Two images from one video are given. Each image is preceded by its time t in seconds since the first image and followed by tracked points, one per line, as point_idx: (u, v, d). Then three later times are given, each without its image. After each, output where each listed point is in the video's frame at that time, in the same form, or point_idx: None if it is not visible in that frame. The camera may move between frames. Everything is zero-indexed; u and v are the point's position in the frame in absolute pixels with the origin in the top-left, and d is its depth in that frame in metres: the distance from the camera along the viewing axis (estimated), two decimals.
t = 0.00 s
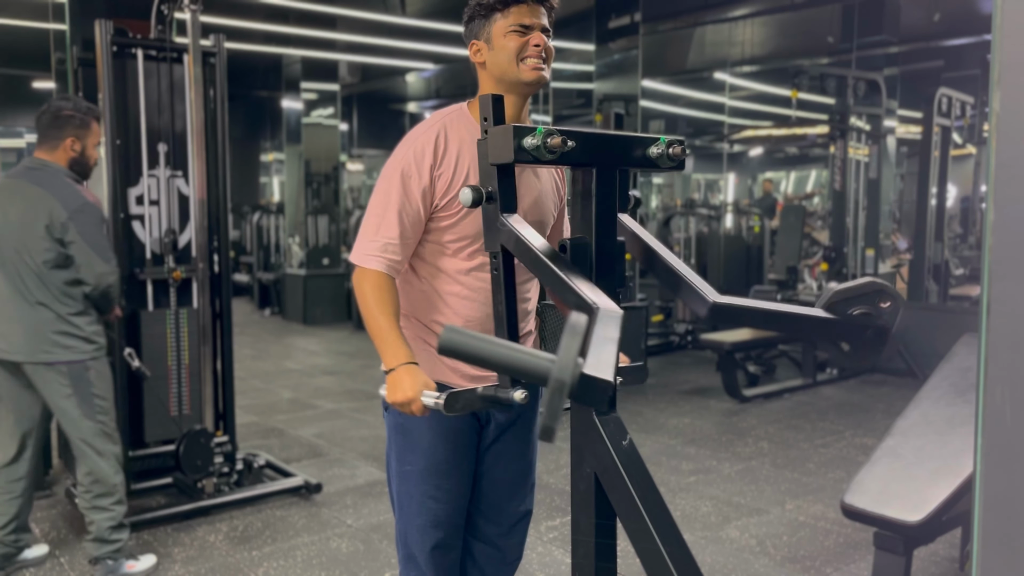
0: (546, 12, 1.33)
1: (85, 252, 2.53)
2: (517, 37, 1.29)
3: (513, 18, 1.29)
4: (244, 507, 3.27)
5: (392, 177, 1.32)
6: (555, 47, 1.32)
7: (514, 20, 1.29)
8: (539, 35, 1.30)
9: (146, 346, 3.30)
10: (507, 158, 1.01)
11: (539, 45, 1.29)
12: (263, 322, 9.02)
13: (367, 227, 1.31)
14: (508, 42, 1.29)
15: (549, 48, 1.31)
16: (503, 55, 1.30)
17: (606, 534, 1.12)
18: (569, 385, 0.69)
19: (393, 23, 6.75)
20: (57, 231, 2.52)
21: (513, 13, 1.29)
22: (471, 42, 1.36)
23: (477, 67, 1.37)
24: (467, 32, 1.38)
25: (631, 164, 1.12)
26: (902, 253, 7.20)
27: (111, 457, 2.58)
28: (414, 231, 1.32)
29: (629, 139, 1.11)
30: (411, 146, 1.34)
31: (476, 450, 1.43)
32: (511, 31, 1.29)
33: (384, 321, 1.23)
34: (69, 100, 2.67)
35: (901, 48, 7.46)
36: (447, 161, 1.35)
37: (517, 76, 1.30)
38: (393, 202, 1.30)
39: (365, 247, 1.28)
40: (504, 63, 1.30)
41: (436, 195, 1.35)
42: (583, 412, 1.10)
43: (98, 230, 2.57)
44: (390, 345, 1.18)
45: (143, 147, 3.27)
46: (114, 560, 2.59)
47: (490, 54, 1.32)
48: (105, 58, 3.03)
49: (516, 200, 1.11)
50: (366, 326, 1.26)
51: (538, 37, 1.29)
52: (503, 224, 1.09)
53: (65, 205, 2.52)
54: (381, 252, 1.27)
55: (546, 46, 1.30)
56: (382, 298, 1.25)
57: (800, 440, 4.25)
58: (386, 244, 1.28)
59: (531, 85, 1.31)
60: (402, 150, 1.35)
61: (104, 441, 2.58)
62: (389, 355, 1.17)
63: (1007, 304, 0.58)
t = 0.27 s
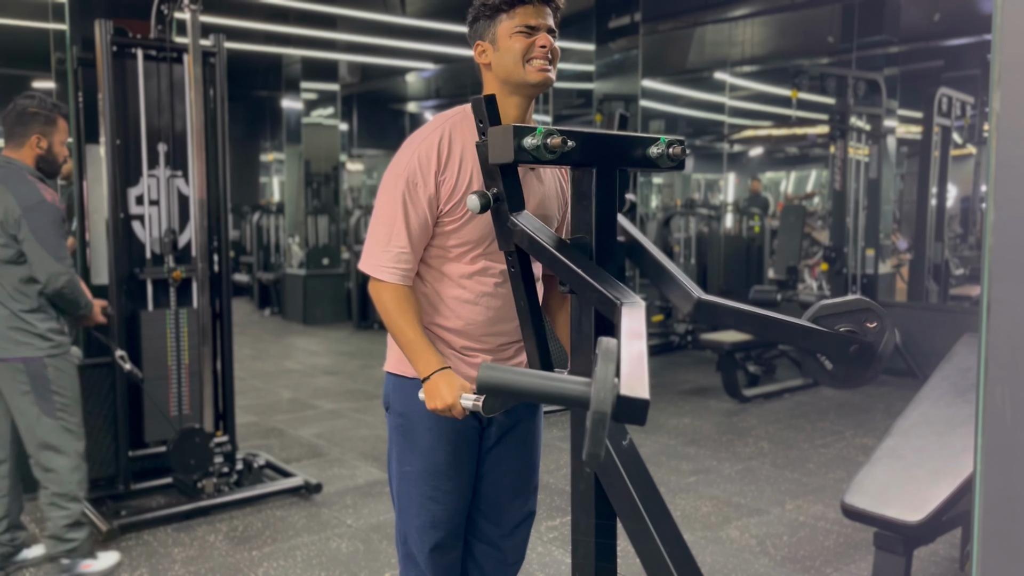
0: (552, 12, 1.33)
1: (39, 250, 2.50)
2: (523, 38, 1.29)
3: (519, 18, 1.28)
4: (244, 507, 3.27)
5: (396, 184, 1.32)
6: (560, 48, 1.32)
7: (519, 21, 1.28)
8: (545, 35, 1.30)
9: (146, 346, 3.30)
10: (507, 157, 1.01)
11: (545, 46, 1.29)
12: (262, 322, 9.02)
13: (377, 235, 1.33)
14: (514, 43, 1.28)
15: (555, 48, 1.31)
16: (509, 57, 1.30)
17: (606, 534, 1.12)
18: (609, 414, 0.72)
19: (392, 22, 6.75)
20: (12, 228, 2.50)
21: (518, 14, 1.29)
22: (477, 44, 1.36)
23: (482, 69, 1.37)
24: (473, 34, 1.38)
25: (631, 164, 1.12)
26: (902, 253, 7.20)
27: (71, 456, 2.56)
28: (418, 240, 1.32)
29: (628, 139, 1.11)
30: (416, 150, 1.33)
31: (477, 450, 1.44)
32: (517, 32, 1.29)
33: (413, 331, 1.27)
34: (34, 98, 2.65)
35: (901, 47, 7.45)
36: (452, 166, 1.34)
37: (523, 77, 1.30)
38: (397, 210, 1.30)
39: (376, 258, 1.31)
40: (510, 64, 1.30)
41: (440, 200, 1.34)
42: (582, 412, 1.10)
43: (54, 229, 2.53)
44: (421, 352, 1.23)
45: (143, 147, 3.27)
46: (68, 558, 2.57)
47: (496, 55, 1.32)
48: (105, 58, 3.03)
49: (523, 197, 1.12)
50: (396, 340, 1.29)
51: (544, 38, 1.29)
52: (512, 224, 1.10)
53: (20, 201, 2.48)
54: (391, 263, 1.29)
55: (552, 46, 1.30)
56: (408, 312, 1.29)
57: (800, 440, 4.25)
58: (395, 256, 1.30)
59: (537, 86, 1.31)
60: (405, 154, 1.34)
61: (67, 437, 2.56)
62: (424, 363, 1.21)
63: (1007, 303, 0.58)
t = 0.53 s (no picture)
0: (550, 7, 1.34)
1: (28, 254, 2.52)
2: (524, 30, 1.29)
3: (517, 13, 1.29)
4: (243, 507, 3.27)
5: (400, 182, 1.31)
6: (562, 40, 1.32)
7: (519, 15, 1.29)
8: (546, 27, 1.30)
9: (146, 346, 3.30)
10: (507, 157, 1.01)
11: (547, 35, 1.29)
12: (263, 322, 9.03)
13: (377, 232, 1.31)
14: (516, 37, 1.28)
15: (558, 38, 1.31)
16: (513, 49, 1.29)
17: (606, 534, 1.12)
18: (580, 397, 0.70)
19: (392, 22, 6.75)
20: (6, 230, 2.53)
21: (517, 9, 1.29)
22: (478, 48, 1.35)
23: (487, 73, 1.36)
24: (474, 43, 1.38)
25: (631, 165, 1.12)
26: (902, 253, 7.20)
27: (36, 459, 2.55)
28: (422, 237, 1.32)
29: (629, 139, 1.11)
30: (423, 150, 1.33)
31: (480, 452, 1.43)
32: (518, 26, 1.29)
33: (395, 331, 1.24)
34: (20, 96, 2.61)
35: (901, 47, 7.46)
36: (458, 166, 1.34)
37: (529, 68, 1.29)
38: (398, 208, 1.29)
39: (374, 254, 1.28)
40: (515, 58, 1.29)
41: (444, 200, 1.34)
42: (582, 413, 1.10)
43: (45, 233, 2.55)
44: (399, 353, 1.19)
45: (143, 147, 3.27)
46: (46, 562, 2.57)
47: (499, 52, 1.31)
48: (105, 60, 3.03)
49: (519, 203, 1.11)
50: (378, 338, 1.26)
51: (546, 28, 1.29)
52: (506, 224, 1.09)
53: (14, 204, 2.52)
54: (387, 259, 1.27)
55: (555, 35, 1.30)
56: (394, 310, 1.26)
57: (800, 440, 4.25)
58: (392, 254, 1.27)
59: (544, 75, 1.30)
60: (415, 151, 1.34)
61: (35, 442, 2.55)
62: (401, 365, 1.17)
63: (1006, 303, 0.58)
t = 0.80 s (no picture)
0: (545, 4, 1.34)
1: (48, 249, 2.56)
2: (516, 26, 1.29)
3: (510, 6, 1.29)
4: (244, 507, 3.27)
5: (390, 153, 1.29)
6: (554, 38, 1.33)
7: (512, 10, 1.29)
8: (538, 24, 1.31)
9: (146, 346, 3.31)
10: (507, 157, 1.01)
11: (539, 33, 1.30)
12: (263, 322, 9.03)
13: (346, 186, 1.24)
14: (508, 31, 1.29)
15: (549, 37, 1.32)
16: (504, 44, 1.30)
17: (607, 535, 1.12)
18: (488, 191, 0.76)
19: (392, 22, 6.75)
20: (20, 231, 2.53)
21: (510, 4, 1.30)
22: (471, 39, 1.36)
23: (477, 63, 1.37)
24: (466, 32, 1.38)
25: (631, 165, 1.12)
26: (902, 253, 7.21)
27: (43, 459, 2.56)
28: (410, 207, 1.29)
29: (629, 139, 1.11)
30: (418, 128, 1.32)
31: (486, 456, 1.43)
32: (510, 21, 1.29)
33: (307, 257, 1.13)
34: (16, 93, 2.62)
35: (901, 47, 7.46)
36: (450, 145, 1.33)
37: (519, 64, 1.30)
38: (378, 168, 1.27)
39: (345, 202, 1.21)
40: (506, 52, 1.30)
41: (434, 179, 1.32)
42: (586, 414, 1.10)
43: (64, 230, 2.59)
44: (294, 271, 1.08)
45: (143, 147, 3.28)
46: (46, 562, 2.57)
47: (490, 45, 1.32)
48: (105, 61, 3.03)
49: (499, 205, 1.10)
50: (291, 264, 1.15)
51: (538, 26, 1.30)
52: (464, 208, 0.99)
53: (21, 204, 2.50)
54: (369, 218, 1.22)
55: (547, 34, 1.31)
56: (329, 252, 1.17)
57: (800, 440, 4.25)
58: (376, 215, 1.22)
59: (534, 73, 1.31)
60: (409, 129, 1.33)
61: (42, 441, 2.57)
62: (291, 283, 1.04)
63: (1006, 303, 0.58)
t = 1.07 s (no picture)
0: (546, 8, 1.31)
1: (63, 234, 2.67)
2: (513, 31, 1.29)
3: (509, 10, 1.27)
4: (244, 507, 3.27)
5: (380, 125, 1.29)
6: (552, 42, 1.32)
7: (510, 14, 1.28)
8: (536, 30, 1.29)
9: (146, 346, 3.30)
10: (508, 157, 1.00)
11: (536, 40, 1.29)
12: (263, 322, 9.04)
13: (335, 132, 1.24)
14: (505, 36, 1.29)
15: (547, 43, 1.31)
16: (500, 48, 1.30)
17: (606, 535, 1.12)
18: None
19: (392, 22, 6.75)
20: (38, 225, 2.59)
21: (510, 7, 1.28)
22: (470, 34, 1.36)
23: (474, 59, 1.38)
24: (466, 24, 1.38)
25: (631, 164, 1.12)
26: (902, 254, 7.22)
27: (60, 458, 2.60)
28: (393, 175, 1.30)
29: (630, 140, 1.11)
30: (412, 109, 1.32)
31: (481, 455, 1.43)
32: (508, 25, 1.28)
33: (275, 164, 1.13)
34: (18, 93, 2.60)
35: (901, 48, 7.47)
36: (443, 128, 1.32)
37: (513, 71, 1.31)
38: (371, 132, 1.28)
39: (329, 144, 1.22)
40: (501, 57, 1.31)
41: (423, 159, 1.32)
42: (585, 414, 1.10)
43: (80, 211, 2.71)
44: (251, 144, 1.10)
45: (143, 147, 3.28)
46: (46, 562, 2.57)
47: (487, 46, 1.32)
48: (106, 62, 3.04)
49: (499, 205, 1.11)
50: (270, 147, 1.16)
51: (536, 32, 1.29)
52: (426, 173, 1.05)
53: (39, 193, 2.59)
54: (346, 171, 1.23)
55: (544, 41, 1.30)
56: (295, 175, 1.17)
57: (800, 440, 4.25)
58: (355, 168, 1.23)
59: (528, 79, 1.32)
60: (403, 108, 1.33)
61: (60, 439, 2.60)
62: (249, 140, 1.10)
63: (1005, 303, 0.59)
